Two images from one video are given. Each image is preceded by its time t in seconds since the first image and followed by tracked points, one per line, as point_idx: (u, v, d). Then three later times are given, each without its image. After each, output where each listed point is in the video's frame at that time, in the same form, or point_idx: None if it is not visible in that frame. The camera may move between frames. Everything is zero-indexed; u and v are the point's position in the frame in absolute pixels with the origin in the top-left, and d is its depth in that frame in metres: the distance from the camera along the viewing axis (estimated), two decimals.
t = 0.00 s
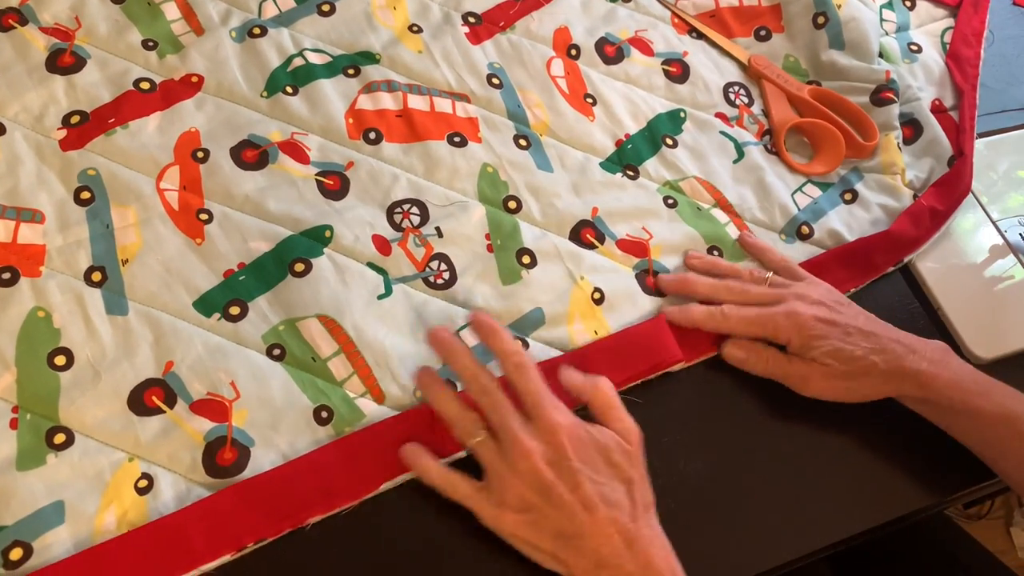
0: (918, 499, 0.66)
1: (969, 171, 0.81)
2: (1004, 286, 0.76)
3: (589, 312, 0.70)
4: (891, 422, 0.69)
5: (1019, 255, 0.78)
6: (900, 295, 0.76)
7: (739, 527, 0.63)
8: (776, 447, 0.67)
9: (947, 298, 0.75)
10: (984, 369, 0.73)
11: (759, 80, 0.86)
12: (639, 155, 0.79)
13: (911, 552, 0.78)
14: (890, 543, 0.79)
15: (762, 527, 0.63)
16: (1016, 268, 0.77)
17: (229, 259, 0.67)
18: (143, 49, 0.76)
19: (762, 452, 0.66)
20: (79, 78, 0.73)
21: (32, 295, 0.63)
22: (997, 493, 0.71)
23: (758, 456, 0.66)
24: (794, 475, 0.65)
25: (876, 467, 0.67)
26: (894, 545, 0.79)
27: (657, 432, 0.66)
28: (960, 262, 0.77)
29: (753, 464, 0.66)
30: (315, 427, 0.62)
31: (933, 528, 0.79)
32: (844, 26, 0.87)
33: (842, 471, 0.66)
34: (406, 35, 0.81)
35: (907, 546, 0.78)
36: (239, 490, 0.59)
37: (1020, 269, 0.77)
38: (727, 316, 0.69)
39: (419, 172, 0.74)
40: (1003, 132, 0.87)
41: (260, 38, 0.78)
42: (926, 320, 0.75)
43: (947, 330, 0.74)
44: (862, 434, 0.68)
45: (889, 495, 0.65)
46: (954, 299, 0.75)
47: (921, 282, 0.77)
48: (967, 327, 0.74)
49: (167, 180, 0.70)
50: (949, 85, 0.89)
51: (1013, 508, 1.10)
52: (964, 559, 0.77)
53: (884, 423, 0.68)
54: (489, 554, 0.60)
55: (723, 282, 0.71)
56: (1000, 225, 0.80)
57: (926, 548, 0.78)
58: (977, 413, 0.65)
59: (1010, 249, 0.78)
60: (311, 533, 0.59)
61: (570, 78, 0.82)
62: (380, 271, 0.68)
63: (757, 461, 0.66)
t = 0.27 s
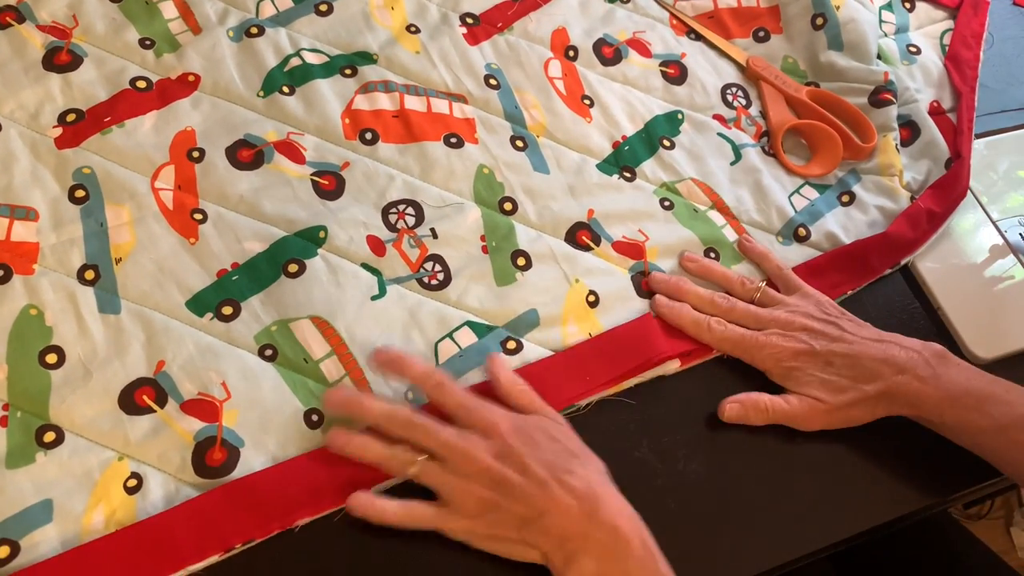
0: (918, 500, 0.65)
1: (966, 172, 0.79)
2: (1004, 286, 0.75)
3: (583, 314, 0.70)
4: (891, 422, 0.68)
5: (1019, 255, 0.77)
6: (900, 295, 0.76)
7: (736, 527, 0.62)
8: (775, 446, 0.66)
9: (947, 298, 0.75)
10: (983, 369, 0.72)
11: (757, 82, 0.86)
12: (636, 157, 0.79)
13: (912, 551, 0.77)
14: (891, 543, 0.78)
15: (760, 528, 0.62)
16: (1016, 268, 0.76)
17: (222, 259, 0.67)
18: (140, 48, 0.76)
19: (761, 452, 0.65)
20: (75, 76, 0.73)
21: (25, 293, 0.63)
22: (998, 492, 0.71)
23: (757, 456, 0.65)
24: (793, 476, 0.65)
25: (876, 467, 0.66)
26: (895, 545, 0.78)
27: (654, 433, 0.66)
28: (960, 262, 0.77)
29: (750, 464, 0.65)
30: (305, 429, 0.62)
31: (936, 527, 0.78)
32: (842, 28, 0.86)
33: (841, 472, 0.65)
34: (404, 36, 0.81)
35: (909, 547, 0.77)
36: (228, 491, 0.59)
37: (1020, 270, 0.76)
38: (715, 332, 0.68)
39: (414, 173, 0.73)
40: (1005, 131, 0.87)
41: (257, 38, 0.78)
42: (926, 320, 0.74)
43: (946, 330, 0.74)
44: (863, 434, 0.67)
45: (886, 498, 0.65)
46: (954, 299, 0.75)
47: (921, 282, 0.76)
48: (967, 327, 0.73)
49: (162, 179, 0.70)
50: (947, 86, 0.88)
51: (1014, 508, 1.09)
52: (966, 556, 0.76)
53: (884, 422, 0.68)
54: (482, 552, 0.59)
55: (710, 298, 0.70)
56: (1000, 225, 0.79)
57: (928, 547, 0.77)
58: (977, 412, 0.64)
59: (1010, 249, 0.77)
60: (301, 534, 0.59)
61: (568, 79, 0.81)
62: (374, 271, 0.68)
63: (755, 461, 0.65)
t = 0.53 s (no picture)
0: (917, 499, 0.65)
1: (966, 172, 0.79)
2: (1004, 286, 0.75)
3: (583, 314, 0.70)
4: (892, 422, 0.68)
5: (1019, 255, 0.77)
6: (900, 295, 0.76)
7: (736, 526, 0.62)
8: (776, 445, 0.66)
9: (948, 298, 0.75)
10: (984, 369, 0.72)
11: (757, 82, 0.86)
12: (636, 157, 0.79)
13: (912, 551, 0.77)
14: (891, 542, 0.78)
15: (761, 526, 0.62)
16: (1016, 268, 0.76)
17: (223, 259, 0.67)
18: (140, 48, 0.76)
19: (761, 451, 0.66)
20: (75, 76, 0.73)
21: (25, 292, 0.63)
22: (996, 494, 0.71)
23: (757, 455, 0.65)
24: (793, 475, 0.65)
25: (876, 466, 0.66)
26: (895, 544, 0.78)
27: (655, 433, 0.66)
28: (960, 262, 0.77)
29: (751, 464, 0.65)
30: (306, 428, 0.62)
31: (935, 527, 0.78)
32: (842, 29, 0.87)
33: (842, 471, 0.65)
34: (404, 36, 0.81)
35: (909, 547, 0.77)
36: (229, 490, 0.59)
37: (1021, 269, 0.76)
38: (714, 332, 0.68)
39: (414, 172, 0.73)
40: (1005, 131, 0.87)
41: (257, 38, 0.78)
42: (926, 320, 0.74)
43: (947, 330, 0.74)
44: (863, 434, 0.67)
45: (885, 499, 0.65)
46: (955, 299, 0.75)
47: (921, 282, 0.76)
48: (968, 327, 0.73)
49: (162, 179, 0.70)
50: (947, 86, 0.88)
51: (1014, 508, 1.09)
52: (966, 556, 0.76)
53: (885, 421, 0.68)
54: (483, 551, 0.59)
55: (710, 298, 0.70)
56: (1000, 225, 0.80)
57: (927, 546, 0.77)
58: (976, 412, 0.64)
59: (1010, 249, 0.78)
60: (301, 534, 0.59)
61: (568, 79, 0.81)
62: (374, 271, 0.68)
63: (756, 460, 0.65)
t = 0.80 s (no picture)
0: (918, 499, 0.65)
1: (966, 172, 0.79)
2: (1004, 286, 0.75)
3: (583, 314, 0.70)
4: (893, 422, 0.68)
5: (1019, 255, 0.77)
6: (900, 295, 0.76)
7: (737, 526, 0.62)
8: (777, 444, 0.66)
9: (948, 298, 0.75)
10: (984, 369, 0.72)
11: (757, 82, 0.86)
12: (636, 157, 0.79)
13: (911, 550, 0.77)
14: (890, 541, 0.78)
15: (762, 526, 0.62)
16: (1016, 268, 0.76)
17: (223, 259, 0.67)
18: (140, 48, 0.76)
19: (763, 451, 0.66)
20: (75, 76, 0.73)
21: (25, 292, 0.63)
22: (997, 493, 0.71)
23: (758, 454, 0.65)
24: (794, 475, 0.65)
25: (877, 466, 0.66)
26: (895, 544, 0.78)
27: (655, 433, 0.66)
28: (960, 262, 0.77)
29: (752, 464, 0.65)
30: (306, 427, 0.62)
31: (934, 526, 0.79)
32: (842, 29, 0.87)
33: (843, 471, 0.65)
34: (404, 36, 0.81)
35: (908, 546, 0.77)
36: (229, 490, 0.59)
37: (1021, 270, 0.76)
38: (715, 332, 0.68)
39: (414, 172, 0.73)
40: (1004, 132, 0.87)
41: (257, 38, 0.78)
42: (926, 320, 0.74)
43: (946, 330, 0.74)
44: (865, 434, 0.67)
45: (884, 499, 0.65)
46: (955, 299, 0.75)
47: (921, 282, 0.76)
48: (968, 327, 0.73)
49: (162, 178, 0.70)
50: (947, 86, 0.88)
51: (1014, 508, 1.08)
52: (966, 556, 0.76)
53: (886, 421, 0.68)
54: (484, 550, 0.59)
55: (710, 298, 0.69)
56: (1000, 225, 0.80)
57: (926, 547, 0.77)
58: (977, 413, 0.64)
59: (1009, 249, 0.78)
60: (302, 533, 0.59)
61: (567, 79, 0.81)
62: (374, 271, 0.68)
63: (757, 460, 0.65)
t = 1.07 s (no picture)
0: (918, 499, 0.65)
1: (966, 172, 0.79)
2: (1004, 285, 0.75)
3: (583, 314, 0.70)
4: (892, 421, 0.68)
5: (1019, 255, 0.77)
6: (900, 295, 0.76)
7: (737, 525, 0.62)
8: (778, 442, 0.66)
9: (948, 297, 0.75)
10: (984, 369, 0.72)
11: (757, 82, 0.86)
12: (636, 157, 0.79)
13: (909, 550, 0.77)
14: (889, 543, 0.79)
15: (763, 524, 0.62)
16: (1016, 268, 0.76)
17: (223, 259, 0.67)
18: (140, 48, 0.76)
19: (763, 450, 0.66)
20: (75, 76, 0.73)
21: (25, 292, 0.63)
22: (997, 493, 0.71)
23: (759, 454, 0.65)
24: (795, 475, 0.65)
25: (877, 465, 0.66)
26: (896, 544, 0.78)
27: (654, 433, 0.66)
28: (960, 262, 0.77)
29: (752, 463, 0.65)
30: (306, 427, 0.62)
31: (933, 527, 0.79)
32: (842, 29, 0.87)
33: (843, 471, 0.65)
34: (404, 36, 0.81)
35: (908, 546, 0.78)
36: (229, 490, 0.59)
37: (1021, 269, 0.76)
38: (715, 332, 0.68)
39: (414, 172, 0.73)
40: (1002, 133, 0.86)
41: (257, 38, 0.78)
42: (926, 320, 0.75)
43: (946, 330, 0.74)
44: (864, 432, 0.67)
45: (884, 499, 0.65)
46: (955, 299, 0.75)
47: (921, 282, 0.76)
48: (968, 327, 0.73)
49: (163, 178, 0.70)
50: (947, 86, 0.88)
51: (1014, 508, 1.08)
52: (965, 555, 0.76)
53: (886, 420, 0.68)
54: (485, 550, 0.59)
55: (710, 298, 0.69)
56: (1000, 225, 0.79)
57: (926, 545, 0.77)
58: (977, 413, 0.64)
59: (1009, 249, 0.78)
60: (302, 533, 0.59)
61: (567, 79, 0.81)
62: (374, 271, 0.68)
63: (757, 460, 0.65)
